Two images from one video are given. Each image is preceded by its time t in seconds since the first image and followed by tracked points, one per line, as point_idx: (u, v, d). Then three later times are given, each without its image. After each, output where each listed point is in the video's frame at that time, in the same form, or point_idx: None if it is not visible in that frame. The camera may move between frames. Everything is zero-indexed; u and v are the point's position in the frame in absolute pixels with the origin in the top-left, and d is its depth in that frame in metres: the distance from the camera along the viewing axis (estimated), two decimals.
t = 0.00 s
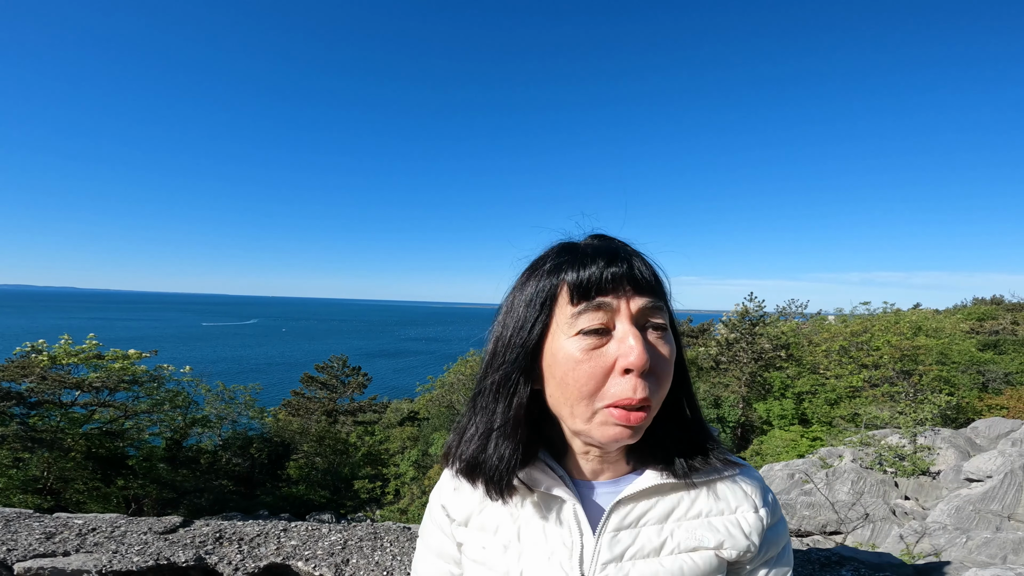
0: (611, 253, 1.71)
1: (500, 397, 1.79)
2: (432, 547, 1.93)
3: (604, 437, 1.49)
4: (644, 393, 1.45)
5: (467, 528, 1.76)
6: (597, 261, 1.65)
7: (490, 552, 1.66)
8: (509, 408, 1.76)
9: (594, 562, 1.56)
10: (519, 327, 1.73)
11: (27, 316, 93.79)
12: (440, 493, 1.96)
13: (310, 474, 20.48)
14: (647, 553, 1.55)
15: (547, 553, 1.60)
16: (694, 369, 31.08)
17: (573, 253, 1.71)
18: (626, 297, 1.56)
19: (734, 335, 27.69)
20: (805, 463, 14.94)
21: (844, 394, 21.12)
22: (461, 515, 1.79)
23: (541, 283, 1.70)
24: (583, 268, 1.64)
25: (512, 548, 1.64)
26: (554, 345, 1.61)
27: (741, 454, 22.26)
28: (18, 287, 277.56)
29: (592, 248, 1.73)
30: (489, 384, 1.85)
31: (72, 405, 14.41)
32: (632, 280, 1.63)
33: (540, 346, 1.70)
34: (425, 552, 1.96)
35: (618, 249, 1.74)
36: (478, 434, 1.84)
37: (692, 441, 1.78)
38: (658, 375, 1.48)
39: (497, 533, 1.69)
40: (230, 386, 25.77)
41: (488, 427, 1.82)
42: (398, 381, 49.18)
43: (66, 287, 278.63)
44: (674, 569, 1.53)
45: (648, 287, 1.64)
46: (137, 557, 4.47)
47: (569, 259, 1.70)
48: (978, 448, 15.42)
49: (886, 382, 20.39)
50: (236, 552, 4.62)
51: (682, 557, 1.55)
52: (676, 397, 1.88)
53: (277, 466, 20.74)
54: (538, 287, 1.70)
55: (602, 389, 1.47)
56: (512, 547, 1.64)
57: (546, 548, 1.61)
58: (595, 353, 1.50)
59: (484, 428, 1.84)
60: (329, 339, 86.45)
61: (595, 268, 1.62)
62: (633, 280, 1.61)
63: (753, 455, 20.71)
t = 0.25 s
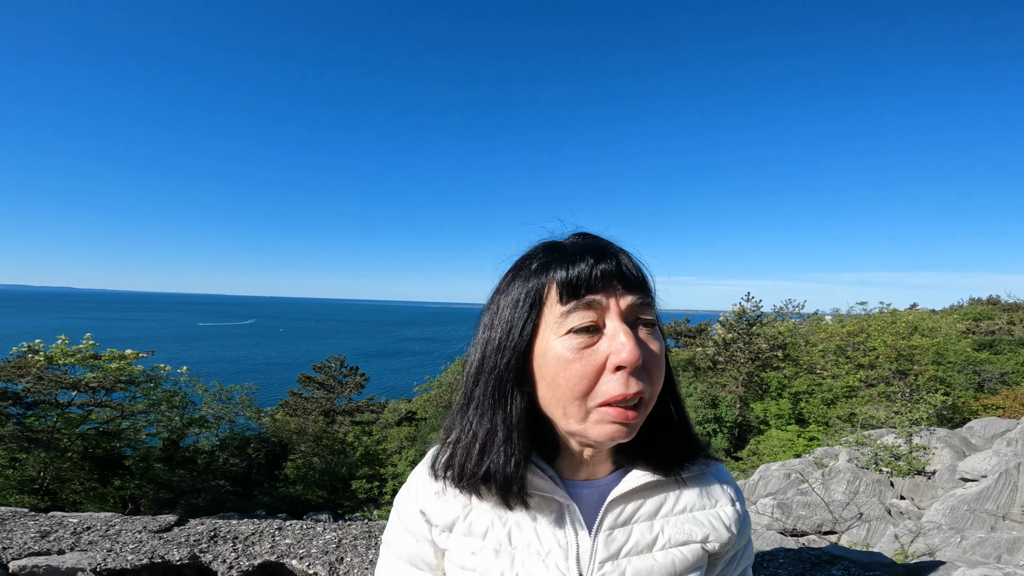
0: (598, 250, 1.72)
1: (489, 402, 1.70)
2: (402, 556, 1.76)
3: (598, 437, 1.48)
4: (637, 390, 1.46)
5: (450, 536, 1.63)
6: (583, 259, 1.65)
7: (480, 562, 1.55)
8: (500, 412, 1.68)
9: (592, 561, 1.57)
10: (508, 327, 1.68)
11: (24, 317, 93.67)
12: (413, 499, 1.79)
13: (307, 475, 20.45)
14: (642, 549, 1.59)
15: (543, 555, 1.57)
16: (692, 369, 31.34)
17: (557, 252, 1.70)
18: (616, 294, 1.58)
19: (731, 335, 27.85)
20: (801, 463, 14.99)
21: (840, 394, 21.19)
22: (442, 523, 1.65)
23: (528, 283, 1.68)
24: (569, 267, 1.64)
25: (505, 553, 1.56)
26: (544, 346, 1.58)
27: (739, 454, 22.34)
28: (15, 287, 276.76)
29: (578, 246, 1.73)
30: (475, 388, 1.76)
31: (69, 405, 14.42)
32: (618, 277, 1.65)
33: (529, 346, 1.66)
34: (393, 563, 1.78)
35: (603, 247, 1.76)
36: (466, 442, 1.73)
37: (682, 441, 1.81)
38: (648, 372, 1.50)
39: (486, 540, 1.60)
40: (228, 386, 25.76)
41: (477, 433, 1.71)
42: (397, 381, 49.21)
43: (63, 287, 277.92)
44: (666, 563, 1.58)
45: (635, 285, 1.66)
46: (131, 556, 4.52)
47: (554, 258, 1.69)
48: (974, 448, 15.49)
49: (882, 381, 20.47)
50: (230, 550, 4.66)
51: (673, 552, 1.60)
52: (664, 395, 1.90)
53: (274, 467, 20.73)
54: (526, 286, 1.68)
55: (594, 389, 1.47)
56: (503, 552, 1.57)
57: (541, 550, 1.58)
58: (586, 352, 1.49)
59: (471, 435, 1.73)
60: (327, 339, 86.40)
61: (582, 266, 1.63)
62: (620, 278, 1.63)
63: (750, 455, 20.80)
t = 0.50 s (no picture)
0: (554, 249, 1.76)
1: (445, 396, 1.69)
2: (344, 558, 1.59)
3: (545, 430, 1.51)
4: (584, 384, 1.49)
5: (408, 539, 1.54)
6: (537, 258, 1.70)
7: (444, 564, 1.51)
8: (457, 405, 1.67)
9: (558, 553, 1.61)
10: (463, 324, 1.70)
11: (19, 317, 93.22)
12: (359, 499, 1.61)
13: (304, 475, 20.37)
14: (599, 539, 1.69)
15: (508, 551, 1.57)
16: (689, 369, 31.75)
17: (514, 252, 1.74)
18: (567, 292, 1.63)
19: (728, 335, 28.06)
20: (798, 463, 15.04)
21: (837, 394, 21.25)
22: (400, 525, 1.54)
23: (484, 281, 1.71)
24: (523, 265, 1.68)
25: (469, 552, 1.54)
26: (497, 342, 1.61)
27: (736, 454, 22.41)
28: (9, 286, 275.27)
29: (535, 245, 1.78)
30: (434, 382, 1.74)
31: (65, 405, 14.40)
32: (571, 276, 1.69)
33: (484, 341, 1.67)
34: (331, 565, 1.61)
35: (561, 246, 1.80)
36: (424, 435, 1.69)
37: (628, 440, 1.95)
38: (597, 366, 1.54)
39: (449, 539, 1.56)
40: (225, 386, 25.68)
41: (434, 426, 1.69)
42: (394, 382, 49.16)
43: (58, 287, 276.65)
44: (617, 551, 1.70)
45: (589, 284, 1.71)
46: (130, 556, 4.54)
47: (510, 257, 1.73)
48: (968, 447, 15.57)
49: (878, 381, 20.56)
50: (228, 550, 4.68)
51: (623, 541, 1.74)
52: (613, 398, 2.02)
53: (271, 467, 20.68)
54: (483, 283, 1.71)
55: (542, 382, 1.50)
56: (467, 550, 1.55)
57: (506, 546, 1.58)
58: (535, 346, 1.53)
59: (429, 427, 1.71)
60: (325, 339, 86.25)
61: (535, 265, 1.68)
62: (573, 276, 1.69)
63: (747, 455, 20.86)
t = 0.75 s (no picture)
0: (509, 258, 1.79)
1: (401, 396, 1.70)
2: (293, 554, 1.58)
3: (493, 434, 1.51)
4: (530, 390, 1.50)
5: (360, 538, 1.54)
6: (490, 265, 1.72)
7: (393, 565, 1.52)
8: (412, 406, 1.67)
9: (505, 556, 1.64)
10: (418, 328, 1.72)
11: (15, 317, 92.77)
12: (311, 497, 1.60)
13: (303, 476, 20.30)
14: (545, 542, 1.72)
15: (456, 553, 1.59)
16: (687, 369, 31.86)
17: (471, 258, 1.77)
18: (518, 299, 1.64)
19: (726, 335, 28.15)
20: (796, 463, 15.09)
21: (834, 394, 21.30)
22: (351, 525, 1.54)
23: (440, 286, 1.74)
24: (477, 272, 1.70)
25: (419, 552, 1.56)
26: (449, 346, 1.63)
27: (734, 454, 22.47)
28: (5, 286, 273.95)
29: (490, 253, 1.81)
30: (389, 385, 1.75)
31: (62, 405, 14.35)
32: (525, 285, 1.71)
33: (437, 346, 1.68)
34: (281, 561, 1.60)
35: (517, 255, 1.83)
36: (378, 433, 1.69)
37: (574, 444, 1.99)
38: (545, 372, 1.54)
39: (400, 539, 1.57)
40: (222, 387, 25.61)
41: (388, 424, 1.69)
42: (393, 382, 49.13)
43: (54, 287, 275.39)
44: (563, 554, 1.73)
45: (542, 291, 1.73)
46: (130, 557, 4.54)
47: (466, 265, 1.76)
48: (966, 447, 15.63)
49: (875, 381, 20.64)
50: (229, 551, 4.70)
51: (569, 543, 1.77)
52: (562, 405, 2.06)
53: (270, 467, 20.29)
54: (437, 289, 1.73)
55: (489, 387, 1.52)
56: (417, 550, 1.56)
57: (455, 547, 1.60)
58: (483, 352, 1.55)
59: (383, 426, 1.71)
60: (323, 339, 86.12)
61: (487, 271, 1.70)
62: (525, 284, 1.71)
63: (745, 455, 20.91)
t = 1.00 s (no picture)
0: (487, 274, 1.77)
1: (372, 400, 1.68)
2: (257, 553, 1.54)
3: (458, 444, 1.54)
4: (496, 409, 1.52)
5: (330, 536, 1.52)
6: (467, 281, 1.70)
7: (365, 560, 1.52)
8: (381, 411, 1.66)
9: (472, 549, 1.66)
10: (392, 336, 1.69)
11: (11, 317, 92.34)
12: (276, 496, 1.56)
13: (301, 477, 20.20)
14: (509, 534, 1.76)
15: (426, 547, 1.61)
16: (685, 369, 31.89)
17: (449, 272, 1.74)
18: (492, 317, 1.64)
19: (724, 335, 28.21)
20: (794, 463, 15.12)
21: (832, 394, 21.32)
22: (322, 523, 1.52)
23: (417, 298, 1.71)
24: (454, 287, 1.68)
25: (389, 548, 1.56)
26: (422, 357, 1.63)
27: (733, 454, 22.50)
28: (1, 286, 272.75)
29: (469, 267, 1.78)
30: (361, 387, 1.73)
31: (59, 406, 14.28)
32: (500, 302, 1.69)
33: (410, 356, 1.67)
34: (243, 558, 1.55)
35: (494, 270, 1.81)
36: (346, 432, 1.67)
37: (539, 445, 2.01)
38: (512, 391, 1.56)
39: (370, 536, 1.56)
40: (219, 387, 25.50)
41: (356, 426, 1.67)
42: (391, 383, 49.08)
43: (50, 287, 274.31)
44: (521, 550, 1.76)
45: (516, 309, 1.72)
46: (129, 559, 4.54)
47: (444, 278, 1.73)
48: (964, 447, 15.65)
49: (873, 381, 20.68)
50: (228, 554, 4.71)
51: (529, 536, 1.81)
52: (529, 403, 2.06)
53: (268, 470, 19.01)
54: (413, 300, 1.71)
55: (458, 400, 1.54)
56: (388, 545, 1.56)
57: (423, 542, 1.61)
58: (454, 367, 1.56)
59: (350, 426, 1.69)
60: (321, 339, 85.97)
61: (464, 288, 1.67)
62: (501, 301, 1.69)
63: (743, 455, 20.95)
